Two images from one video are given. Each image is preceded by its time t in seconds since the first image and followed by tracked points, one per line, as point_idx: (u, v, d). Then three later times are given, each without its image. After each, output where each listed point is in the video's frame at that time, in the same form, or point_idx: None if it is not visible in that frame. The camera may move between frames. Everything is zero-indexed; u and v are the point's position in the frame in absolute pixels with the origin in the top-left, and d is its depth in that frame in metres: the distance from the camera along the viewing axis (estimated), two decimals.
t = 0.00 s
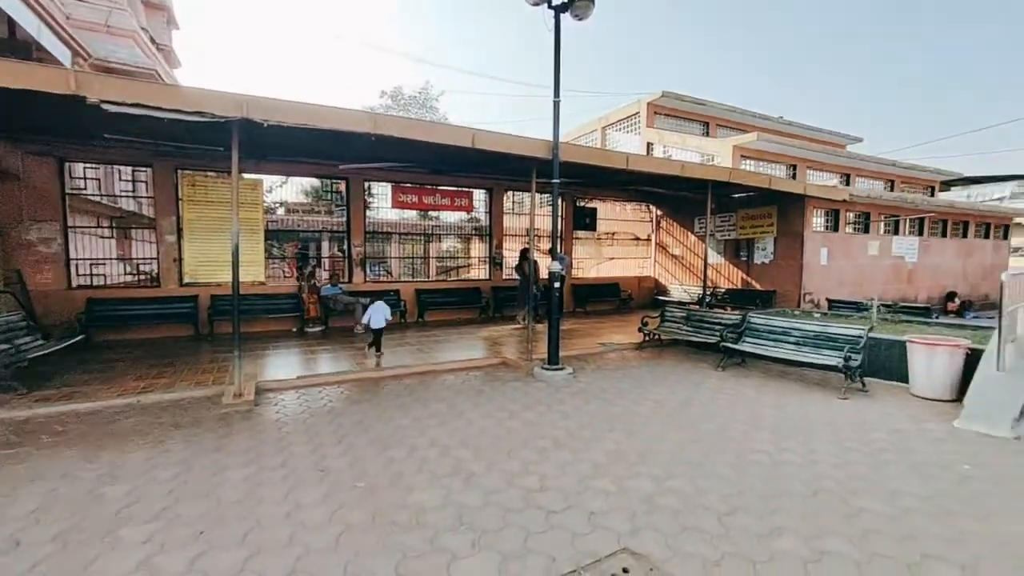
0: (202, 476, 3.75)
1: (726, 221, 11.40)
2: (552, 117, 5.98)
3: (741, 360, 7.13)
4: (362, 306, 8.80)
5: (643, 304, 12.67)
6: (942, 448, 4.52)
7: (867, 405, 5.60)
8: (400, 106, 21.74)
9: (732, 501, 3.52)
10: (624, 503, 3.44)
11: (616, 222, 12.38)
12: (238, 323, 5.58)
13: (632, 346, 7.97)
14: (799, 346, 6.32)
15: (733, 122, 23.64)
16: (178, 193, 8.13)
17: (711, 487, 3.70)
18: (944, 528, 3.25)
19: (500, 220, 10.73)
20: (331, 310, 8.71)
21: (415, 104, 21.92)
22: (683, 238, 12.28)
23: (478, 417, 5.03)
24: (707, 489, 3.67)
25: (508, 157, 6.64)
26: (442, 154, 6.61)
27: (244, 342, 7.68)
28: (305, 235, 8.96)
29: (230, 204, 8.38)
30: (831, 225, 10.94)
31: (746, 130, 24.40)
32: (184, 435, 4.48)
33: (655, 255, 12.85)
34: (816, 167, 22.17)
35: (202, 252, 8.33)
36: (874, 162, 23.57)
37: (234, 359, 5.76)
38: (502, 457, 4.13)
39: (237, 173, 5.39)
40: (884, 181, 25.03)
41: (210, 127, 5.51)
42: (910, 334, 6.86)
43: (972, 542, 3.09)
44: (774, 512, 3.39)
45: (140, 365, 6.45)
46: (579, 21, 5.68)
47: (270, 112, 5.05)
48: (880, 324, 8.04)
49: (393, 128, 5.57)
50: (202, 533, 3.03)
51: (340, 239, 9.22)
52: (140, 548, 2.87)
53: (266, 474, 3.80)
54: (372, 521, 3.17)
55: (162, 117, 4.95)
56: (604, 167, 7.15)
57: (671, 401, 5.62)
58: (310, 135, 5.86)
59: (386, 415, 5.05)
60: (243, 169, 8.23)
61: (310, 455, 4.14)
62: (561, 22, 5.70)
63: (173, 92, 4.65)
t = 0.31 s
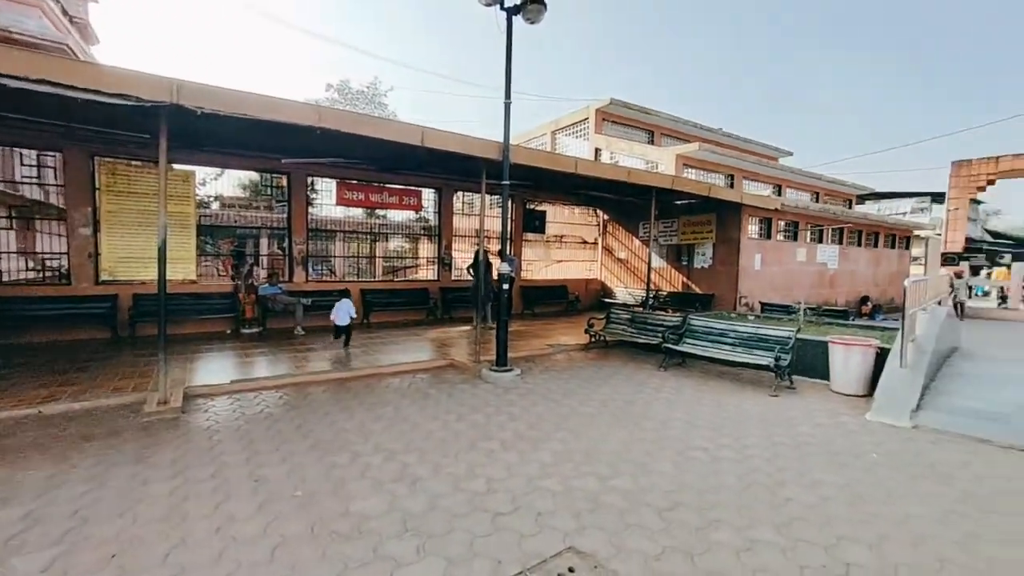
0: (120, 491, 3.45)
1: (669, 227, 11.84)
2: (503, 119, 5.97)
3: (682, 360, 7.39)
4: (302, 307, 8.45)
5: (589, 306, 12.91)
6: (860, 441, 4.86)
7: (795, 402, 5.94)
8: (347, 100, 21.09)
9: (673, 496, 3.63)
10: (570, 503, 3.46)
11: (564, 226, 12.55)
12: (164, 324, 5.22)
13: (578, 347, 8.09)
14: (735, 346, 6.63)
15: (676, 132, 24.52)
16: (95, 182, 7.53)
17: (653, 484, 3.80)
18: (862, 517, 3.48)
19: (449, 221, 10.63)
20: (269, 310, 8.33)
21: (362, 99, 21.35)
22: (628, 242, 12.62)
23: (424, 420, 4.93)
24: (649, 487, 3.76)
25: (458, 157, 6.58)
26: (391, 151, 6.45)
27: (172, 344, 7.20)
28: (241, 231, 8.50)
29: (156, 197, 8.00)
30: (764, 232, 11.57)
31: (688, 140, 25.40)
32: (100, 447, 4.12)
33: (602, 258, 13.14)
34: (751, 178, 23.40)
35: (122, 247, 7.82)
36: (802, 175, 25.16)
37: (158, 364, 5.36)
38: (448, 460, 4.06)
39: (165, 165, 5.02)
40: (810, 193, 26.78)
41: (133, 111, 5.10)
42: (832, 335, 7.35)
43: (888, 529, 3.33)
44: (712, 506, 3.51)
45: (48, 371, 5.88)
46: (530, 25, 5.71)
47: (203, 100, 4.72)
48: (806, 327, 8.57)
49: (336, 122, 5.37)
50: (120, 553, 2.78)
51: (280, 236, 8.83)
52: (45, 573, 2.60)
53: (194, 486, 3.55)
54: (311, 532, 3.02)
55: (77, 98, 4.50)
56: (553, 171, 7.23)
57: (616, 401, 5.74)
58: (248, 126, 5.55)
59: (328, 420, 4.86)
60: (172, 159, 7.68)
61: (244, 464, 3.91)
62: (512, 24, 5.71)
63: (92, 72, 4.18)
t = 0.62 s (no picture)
0: (23, 515, 3.10)
1: (615, 233, 12.10)
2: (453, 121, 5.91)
3: (627, 362, 7.55)
4: (239, 310, 8.00)
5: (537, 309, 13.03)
6: (792, 437, 5.13)
7: (733, 401, 6.20)
8: (289, 95, 20.28)
9: (619, 495, 3.68)
10: (519, 506, 3.43)
11: (514, 229, 12.59)
12: (77, 329, 4.82)
13: (527, 351, 8.11)
14: (676, 348, 6.85)
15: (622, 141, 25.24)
16: None
17: (600, 484, 3.84)
18: (795, 508, 3.66)
19: (396, 222, 10.42)
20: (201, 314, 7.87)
21: (306, 94, 20.63)
22: (575, 247, 12.82)
23: (369, 427, 4.77)
24: (596, 487, 3.79)
25: (407, 157, 6.45)
26: (336, 149, 6.25)
27: (89, 351, 6.65)
28: (171, 229, 7.97)
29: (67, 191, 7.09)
30: (703, 240, 12.07)
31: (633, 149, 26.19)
32: None
33: (550, 263, 13.29)
34: (692, 188, 24.42)
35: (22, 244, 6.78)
36: (738, 186, 26.53)
37: (70, 373, 4.91)
38: (395, 467, 3.94)
39: (78, 155, 4.64)
40: (745, 203, 28.27)
41: (43, 93, 4.66)
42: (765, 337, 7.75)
43: (818, 519, 3.51)
44: (657, 504, 3.59)
45: None
46: (481, 28, 5.70)
47: (122, 85, 4.34)
48: (741, 329, 9.01)
49: (277, 118, 5.13)
50: None
51: (214, 235, 8.36)
52: None
53: (112, 505, 3.25)
54: (245, 549, 2.83)
55: None
56: (503, 175, 7.24)
57: (564, 403, 5.79)
58: (179, 116, 5.20)
59: (265, 430, 4.60)
60: (90, 149, 7.07)
61: (170, 479, 3.62)
62: (462, 26, 5.67)
63: None
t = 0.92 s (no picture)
0: None
1: (566, 231, 12.26)
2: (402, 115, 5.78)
3: (578, 358, 7.66)
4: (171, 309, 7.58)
5: (489, 307, 13.02)
6: (733, 426, 5.36)
7: (679, 394, 6.40)
8: (228, 82, 19.25)
9: (570, 489, 3.71)
10: (471, 504, 3.40)
11: (466, 226, 12.51)
12: None
13: (479, 348, 8.08)
14: (625, 344, 7.01)
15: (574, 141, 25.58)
16: None
17: (551, 479, 3.86)
18: (736, 495, 3.82)
19: (344, 218, 10.11)
20: (127, 314, 7.35)
21: (246, 83, 19.66)
22: (527, 244, 12.89)
23: (315, 430, 4.60)
24: (548, 482, 3.81)
25: (355, 151, 6.27)
26: (279, 140, 5.97)
27: None
28: (90, 222, 7.40)
29: None
30: (650, 238, 12.41)
31: (584, 148, 26.60)
32: None
33: (502, 260, 13.30)
34: (640, 188, 25.09)
35: None
36: (683, 187, 27.47)
37: None
38: (342, 470, 3.81)
39: None
40: (690, 203, 29.33)
41: None
42: (708, 332, 8.06)
43: (758, 505, 3.67)
44: (607, 496, 3.65)
45: None
46: (431, 22, 5.60)
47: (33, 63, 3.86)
48: (686, 324, 9.33)
49: (213, 105, 4.80)
50: None
51: (142, 229, 7.84)
52: None
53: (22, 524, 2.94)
54: (179, 563, 2.64)
55: None
56: (454, 171, 7.16)
57: (517, 399, 5.80)
58: (98, 97, 4.76)
59: (201, 436, 4.34)
60: None
61: (91, 492, 3.33)
62: (413, 19, 5.56)
63: None
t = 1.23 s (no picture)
0: None
1: (534, 227, 12.33)
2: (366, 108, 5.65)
3: (547, 354, 7.68)
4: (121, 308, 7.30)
5: (457, 303, 12.94)
6: (698, 418, 5.48)
7: (645, 387, 6.51)
8: (180, 71, 18.42)
9: (539, 484, 3.71)
10: (441, 502, 3.36)
11: (433, 222, 12.37)
12: None
13: (448, 345, 8.01)
14: (593, 339, 7.08)
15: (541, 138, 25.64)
16: None
17: (521, 474, 3.86)
18: (702, 484, 3.90)
19: (307, 213, 9.86)
20: (70, 313, 6.97)
21: (200, 72, 18.86)
22: (496, 241, 12.85)
23: (279, 431, 4.46)
24: (518, 477, 3.81)
25: (317, 145, 6.11)
26: (236, 132, 5.74)
27: None
28: (25, 215, 6.98)
29: None
30: (617, 235, 12.58)
31: (551, 145, 26.70)
32: None
33: (470, 257, 13.24)
34: (607, 185, 25.37)
35: None
36: (648, 184, 27.94)
37: None
38: (307, 472, 3.71)
39: None
40: (655, 200, 29.85)
41: None
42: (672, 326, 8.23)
43: (723, 493, 3.76)
44: (576, 489, 3.67)
45: None
46: (396, 14, 5.50)
47: None
48: (652, 319, 9.50)
49: (164, 94, 4.55)
50: None
51: (87, 224, 7.43)
52: None
53: None
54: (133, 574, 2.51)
55: None
56: (420, 166, 7.07)
57: (486, 395, 5.77)
58: (35, 82, 4.44)
59: (156, 441, 4.14)
60: None
61: (34, 504, 3.12)
62: (376, 10, 5.44)
63: None
